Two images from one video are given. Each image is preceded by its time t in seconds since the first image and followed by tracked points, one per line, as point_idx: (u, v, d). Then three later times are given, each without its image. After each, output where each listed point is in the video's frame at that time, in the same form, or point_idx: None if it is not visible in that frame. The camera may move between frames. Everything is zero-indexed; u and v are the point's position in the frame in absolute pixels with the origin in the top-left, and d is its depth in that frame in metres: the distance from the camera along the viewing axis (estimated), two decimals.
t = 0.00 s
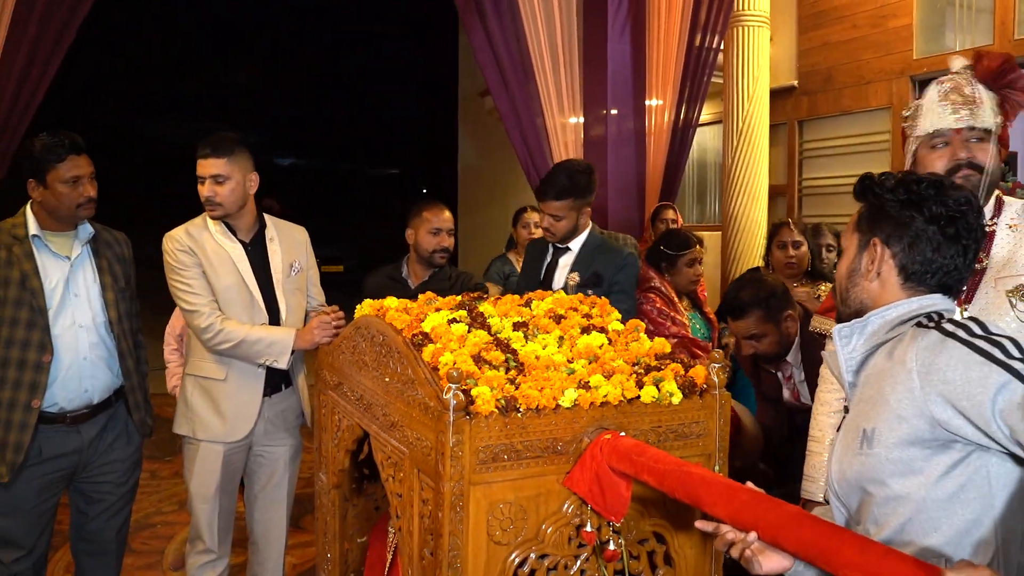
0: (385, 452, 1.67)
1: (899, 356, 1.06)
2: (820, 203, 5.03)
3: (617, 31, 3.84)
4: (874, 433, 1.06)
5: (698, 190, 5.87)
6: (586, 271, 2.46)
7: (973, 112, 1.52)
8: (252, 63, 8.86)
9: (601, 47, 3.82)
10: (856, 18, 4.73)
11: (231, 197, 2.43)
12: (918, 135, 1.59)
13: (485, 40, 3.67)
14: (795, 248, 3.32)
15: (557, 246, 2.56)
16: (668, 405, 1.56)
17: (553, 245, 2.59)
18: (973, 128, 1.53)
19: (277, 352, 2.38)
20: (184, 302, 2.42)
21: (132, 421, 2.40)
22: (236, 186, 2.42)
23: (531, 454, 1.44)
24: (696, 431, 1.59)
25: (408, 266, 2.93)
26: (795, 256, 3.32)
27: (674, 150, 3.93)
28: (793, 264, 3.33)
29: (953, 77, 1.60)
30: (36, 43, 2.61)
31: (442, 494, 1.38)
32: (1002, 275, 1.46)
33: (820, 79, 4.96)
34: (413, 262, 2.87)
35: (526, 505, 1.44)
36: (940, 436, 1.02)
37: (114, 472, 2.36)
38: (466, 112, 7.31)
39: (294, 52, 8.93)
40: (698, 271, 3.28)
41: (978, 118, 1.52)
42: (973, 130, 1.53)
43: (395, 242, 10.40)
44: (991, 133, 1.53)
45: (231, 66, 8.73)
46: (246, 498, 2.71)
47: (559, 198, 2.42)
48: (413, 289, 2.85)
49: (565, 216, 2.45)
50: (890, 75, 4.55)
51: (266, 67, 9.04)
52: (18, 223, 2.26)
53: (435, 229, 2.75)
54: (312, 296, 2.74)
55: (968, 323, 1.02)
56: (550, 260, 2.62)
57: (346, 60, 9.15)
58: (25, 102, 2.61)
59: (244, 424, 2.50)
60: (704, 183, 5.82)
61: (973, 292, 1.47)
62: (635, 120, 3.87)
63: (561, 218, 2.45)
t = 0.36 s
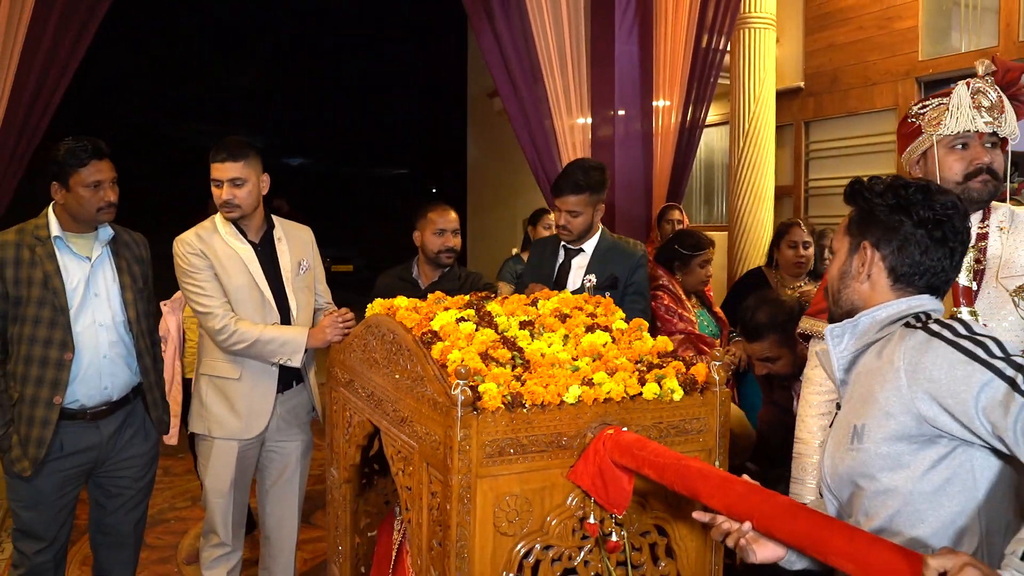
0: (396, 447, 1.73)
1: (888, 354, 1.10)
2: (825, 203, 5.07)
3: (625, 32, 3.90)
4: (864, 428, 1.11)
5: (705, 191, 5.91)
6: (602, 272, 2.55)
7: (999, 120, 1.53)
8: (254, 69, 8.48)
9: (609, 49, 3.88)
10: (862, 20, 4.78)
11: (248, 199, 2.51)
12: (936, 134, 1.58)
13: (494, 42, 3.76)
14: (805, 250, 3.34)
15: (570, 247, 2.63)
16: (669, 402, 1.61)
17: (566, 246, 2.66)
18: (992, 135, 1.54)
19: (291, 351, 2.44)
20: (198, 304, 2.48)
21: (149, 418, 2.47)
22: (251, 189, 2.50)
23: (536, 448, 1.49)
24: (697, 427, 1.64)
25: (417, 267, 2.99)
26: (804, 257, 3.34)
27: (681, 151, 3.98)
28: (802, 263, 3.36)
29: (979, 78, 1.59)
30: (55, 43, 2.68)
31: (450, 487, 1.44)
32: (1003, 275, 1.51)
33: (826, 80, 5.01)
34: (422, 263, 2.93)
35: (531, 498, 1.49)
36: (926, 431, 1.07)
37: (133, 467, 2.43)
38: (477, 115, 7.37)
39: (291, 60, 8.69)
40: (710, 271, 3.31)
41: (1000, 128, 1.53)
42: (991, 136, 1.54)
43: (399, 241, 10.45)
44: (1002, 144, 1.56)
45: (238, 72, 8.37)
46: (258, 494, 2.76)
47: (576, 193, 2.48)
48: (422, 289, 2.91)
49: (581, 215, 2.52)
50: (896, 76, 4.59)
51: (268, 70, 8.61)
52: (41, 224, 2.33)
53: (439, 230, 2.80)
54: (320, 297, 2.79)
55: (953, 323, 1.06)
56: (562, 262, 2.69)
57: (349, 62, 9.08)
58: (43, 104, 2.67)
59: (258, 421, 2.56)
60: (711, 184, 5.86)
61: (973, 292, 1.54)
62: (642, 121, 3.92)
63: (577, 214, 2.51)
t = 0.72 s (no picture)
0: (400, 441, 1.79)
1: (867, 350, 1.16)
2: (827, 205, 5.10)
3: (628, 36, 3.96)
4: (846, 422, 1.17)
5: (708, 192, 5.96)
6: (605, 272, 2.61)
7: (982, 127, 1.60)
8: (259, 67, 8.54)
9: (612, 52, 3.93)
10: (863, 23, 4.83)
11: (261, 201, 2.59)
12: (923, 138, 1.62)
13: (499, 46, 3.81)
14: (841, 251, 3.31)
15: (574, 248, 2.68)
16: (664, 398, 1.67)
17: (569, 247, 2.71)
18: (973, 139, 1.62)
19: (298, 349, 2.51)
20: (206, 305, 2.53)
21: (164, 416, 2.54)
22: (262, 190, 2.59)
23: (535, 442, 1.55)
24: (690, 423, 1.70)
25: (421, 268, 3.05)
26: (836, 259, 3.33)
27: (683, 152, 4.04)
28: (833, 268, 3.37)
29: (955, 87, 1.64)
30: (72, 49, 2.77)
31: (452, 479, 1.50)
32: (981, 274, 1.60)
33: (827, 82, 5.06)
34: (425, 264, 2.99)
35: (530, 490, 1.55)
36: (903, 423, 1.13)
37: (148, 464, 2.49)
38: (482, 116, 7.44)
39: (295, 58, 8.73)
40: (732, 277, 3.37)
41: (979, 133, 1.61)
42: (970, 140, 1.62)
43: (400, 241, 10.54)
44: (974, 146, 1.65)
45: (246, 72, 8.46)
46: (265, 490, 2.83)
47: (578, 188, 2.55)
48: (426, 289, 2.98)
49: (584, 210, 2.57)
50: (896, 78, 4.65)
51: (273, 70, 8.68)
52: (61, 226, 2.40)
53: (442, 232, 2.86)
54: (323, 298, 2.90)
55: (928, 321, 1.11)
56: (565, 262, 2.75)
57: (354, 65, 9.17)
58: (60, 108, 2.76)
59: (266, 419, 2.62)
60: (714, 185, 5.91)
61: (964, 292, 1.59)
62: (645, 122, 3.97)
63: (580, 210, 2.56)
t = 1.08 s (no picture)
0: (398, 436, 1.85)
1: (837, 346, 1.22)
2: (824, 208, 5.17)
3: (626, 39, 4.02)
4: (818, 414, 1.23)
5: (707, 194, 6.03)
6: (605, 275, 2.68)
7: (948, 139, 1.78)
8: (264, 71, 8.79)
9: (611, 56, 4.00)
10: (858, 27, 4.90)
11: (269, 205, 2.67)
12: (910, 147, 1.74)
13: (498, 49, 3.88)
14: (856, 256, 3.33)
15: (575, 251, 2.75)
16: (651, 393, 1.73)
17: (570, 251, 2.77)
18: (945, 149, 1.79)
19: (305, 350, 2.57)
20: (215, 314, 2.57)
21: (173, 413, 2.61)
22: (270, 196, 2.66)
23: (526, 435, 1.62)
24: (678, 417, 1.76)
25: (420, 269, 3.12)
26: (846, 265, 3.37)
27: (681, 154, 4.10)
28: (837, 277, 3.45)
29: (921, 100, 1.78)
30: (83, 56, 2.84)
31: (446, 470, 1.56)
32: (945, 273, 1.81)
33: (824, 85, 5.14)
34: (425, 265, 3.05)
35: (521, 482, 1.62)
36: (871, 415, 1.19)
37: (157, 459, 2.56)
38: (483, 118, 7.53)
39: (298, 60, 8.84)
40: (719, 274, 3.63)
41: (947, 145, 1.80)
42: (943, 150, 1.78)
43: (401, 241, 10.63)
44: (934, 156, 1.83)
45: (249, 70, 8.68)
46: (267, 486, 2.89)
47: (582, 195, 2.61)
48: (426, 289, 3.05)
49: (587, 217, 2.63)
50: (892, 82, 4.72)
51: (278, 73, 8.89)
52: (76, 228, 2.48)
53: (442, 233, 2.93)
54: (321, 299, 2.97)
55: (895, 317, 1.17)
56: (566, 264, 2.81)
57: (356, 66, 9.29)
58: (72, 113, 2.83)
59: (276, 417, 2.68)
60: (713, 186, 5.98)
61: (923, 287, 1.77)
62: (643, 125, 4.04)
63: (584, 217, 2.63)
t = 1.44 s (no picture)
0: (394, 431, 1.90)
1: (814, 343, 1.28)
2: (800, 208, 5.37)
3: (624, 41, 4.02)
4: (795, 407, 1.28)
5: (704, 194, 6.08)
6: (597, 273, 2.73)
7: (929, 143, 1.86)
8: (268, 70, 9.25)
9: (608, 58, 4.00)
10: (854, 30, 4.97)
11: (273, 206, 2.72)
12: (899, 148, 1.79)
13: (496, 51, 3.96)
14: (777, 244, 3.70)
15: (566, 251, 2.80)
16: (640, 389, 1.78)
17: (562, 249, 2.82)
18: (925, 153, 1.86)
19: (305, 348, 2.62)
20: (217, 314, 2.61)
21: (177, 410, 2.66)
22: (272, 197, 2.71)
23: (518, 429, 1.67)
24: (665, 413, 1.80)
25: (418, 267, 3.17)
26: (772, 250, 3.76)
27: (678, 154, 4.18)
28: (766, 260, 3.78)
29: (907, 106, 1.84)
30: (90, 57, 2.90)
31: (440, 462, 1.61)
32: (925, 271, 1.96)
33: (819, 87, 5.22)
34: (423, 264, 3.10)
35: (513, 474, 1.67)
36: (844, 405, 1.24)
37: (161, 456, 2.61)
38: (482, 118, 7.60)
39: (299, 58, 8.97)
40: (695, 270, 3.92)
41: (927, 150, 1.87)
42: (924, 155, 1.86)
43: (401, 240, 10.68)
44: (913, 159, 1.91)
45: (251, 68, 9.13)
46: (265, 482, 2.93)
47: (571, 193, 2.65)
48: (423, 288, 3.09)
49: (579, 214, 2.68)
50: (886, 84, 4.78)
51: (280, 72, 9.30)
52: (83, 228, 2.53)
53: (447, 229, 2.99)
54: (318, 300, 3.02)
55: (866, 313, 1.23)
56: (558, 263, 2.86)
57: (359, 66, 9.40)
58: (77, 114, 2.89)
59: (277, 413, 2.73)
60: (710, 187, 6.03)
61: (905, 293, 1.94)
62: (641, 126, 4.07)
63: (575, 213, 2.67)
